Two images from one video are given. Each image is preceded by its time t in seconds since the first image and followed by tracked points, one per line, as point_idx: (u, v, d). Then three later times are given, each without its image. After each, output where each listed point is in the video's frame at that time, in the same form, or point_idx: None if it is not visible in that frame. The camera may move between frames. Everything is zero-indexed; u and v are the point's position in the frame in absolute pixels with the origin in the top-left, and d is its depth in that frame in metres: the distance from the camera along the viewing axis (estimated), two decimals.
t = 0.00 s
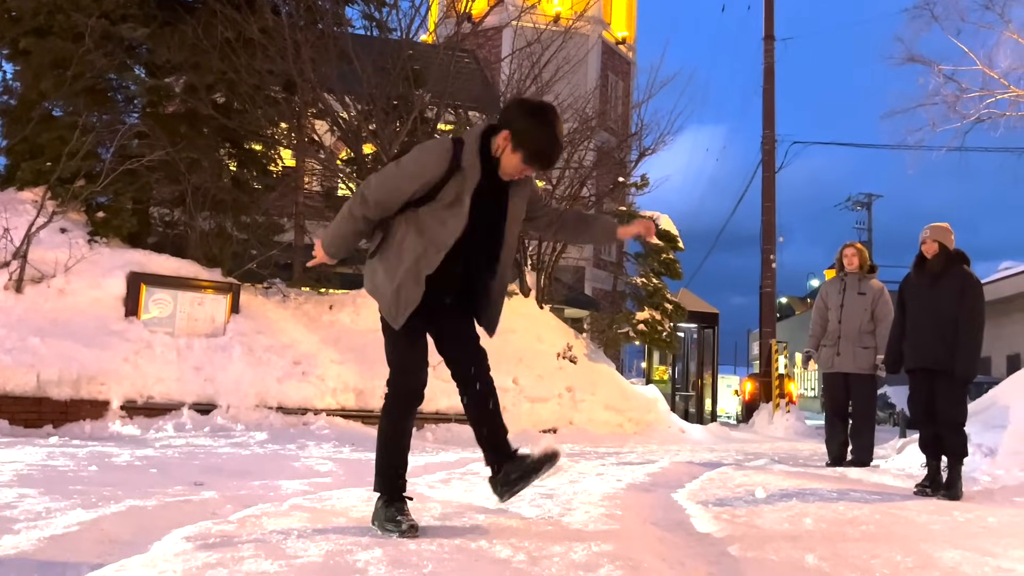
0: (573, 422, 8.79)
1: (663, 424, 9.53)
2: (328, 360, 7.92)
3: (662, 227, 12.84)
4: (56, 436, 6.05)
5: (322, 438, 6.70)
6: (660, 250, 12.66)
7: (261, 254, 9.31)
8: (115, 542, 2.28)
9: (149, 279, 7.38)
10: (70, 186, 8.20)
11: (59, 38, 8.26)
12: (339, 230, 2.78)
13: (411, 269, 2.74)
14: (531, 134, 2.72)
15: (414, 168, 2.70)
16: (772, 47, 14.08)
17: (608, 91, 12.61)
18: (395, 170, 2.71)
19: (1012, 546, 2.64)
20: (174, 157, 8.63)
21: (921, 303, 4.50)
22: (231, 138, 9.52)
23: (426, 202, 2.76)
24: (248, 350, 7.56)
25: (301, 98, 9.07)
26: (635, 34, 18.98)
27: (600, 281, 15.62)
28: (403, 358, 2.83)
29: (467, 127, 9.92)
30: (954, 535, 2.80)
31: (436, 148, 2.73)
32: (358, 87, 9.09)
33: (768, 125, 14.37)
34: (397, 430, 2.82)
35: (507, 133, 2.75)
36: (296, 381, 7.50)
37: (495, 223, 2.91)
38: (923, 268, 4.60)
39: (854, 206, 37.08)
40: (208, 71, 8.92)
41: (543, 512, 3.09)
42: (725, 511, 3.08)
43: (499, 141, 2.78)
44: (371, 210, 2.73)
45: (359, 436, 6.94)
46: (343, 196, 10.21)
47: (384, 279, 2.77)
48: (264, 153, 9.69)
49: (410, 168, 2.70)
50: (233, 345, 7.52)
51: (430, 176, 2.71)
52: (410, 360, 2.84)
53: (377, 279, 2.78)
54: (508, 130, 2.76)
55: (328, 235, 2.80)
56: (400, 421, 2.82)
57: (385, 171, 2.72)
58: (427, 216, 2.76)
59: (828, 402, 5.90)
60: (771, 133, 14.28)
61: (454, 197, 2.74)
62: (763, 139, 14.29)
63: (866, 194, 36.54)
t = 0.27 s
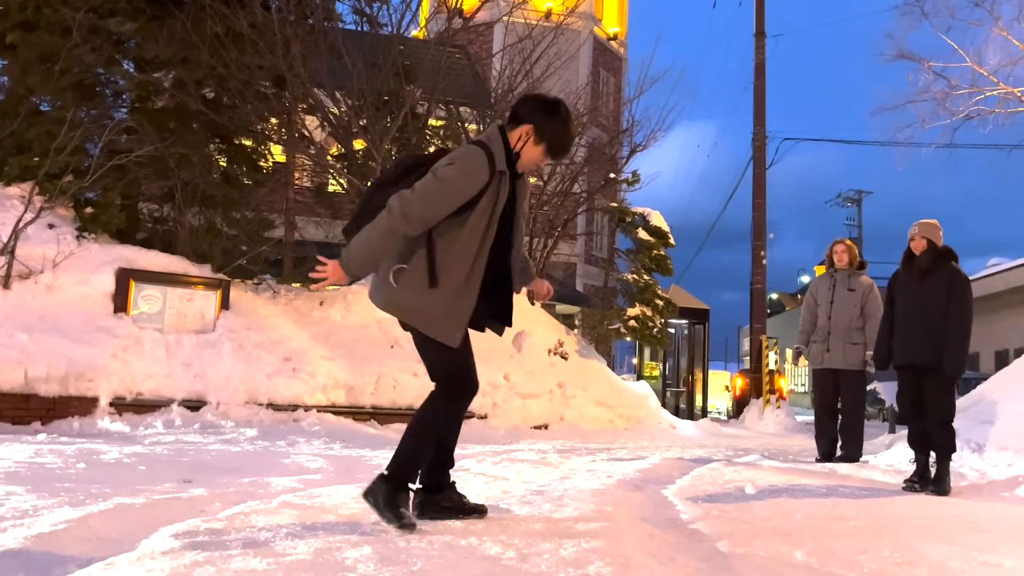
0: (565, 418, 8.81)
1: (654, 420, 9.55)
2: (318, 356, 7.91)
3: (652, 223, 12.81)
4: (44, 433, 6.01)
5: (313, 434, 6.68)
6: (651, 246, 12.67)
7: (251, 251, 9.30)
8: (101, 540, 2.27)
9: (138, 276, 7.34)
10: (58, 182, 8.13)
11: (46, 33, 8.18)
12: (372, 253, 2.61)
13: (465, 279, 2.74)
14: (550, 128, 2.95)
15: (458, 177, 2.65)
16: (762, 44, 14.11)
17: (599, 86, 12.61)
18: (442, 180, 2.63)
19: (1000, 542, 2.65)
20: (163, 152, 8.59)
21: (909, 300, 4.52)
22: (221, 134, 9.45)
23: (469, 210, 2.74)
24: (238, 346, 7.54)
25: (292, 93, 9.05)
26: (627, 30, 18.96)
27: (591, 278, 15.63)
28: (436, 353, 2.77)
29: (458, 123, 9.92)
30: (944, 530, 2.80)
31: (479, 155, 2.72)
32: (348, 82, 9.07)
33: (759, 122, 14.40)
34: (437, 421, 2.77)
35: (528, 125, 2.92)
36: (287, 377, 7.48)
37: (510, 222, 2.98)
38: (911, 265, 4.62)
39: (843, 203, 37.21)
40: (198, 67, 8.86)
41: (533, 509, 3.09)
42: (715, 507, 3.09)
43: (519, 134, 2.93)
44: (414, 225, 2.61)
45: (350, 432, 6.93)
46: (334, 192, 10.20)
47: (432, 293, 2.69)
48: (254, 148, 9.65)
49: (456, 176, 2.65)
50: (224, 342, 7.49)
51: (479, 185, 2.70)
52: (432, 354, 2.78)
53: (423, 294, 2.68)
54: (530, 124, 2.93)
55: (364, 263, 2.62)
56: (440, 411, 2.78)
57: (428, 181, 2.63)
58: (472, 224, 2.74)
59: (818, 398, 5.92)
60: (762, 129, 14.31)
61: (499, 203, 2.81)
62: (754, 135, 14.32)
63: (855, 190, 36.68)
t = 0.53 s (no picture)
0: (552, 414, 8.82)
1: (642, 416, 9.58)
2: (305, 352, 7.88)
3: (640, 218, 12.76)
4: (27, 430, 5.96)
5: (300, 431, 6.67)
6: (639, 242, 12.68)
7: (238, 246, 9.28)
8: (80, 537, 2.25)
9: (123, 271, 7.29)
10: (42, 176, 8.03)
11: (29, 26, 8.07)
12: (398, 242, 2.61)
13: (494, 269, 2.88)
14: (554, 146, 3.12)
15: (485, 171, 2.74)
16: (750, 40, 14.14)
17: (587, 82, 12.61)
18: (474, 175, 2.71)
19: (980, 535, 2.67)
20: (148, 148, 8.55)
21: (893, 295, 4.54)
22: (207, 129, 9.38)
23: (492, 205, 2.83)
24: (225, 342, 7.50)
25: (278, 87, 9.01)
26: (615, 26, 18.95)
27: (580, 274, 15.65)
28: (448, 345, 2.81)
29: (445, 118, 9.92)
30: (924, 524, 2.82)
31: (500, 153, 2.80)
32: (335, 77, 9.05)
33: (747, 118, 14.44)
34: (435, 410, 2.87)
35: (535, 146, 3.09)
36: (273, 373, 7.46)
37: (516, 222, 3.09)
38: (895, 260, 4.64)
39: (831, 199, 37.37)
40: (184, 61, 8.73)
41: (517, 505, 3.08)
42: (699, 502, 3.10)
43: (530, 148, 3.09)
44: (443, 215, 2.66)
45: (336, 429, 6.92)
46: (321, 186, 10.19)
47: (466, 287, 2.80)
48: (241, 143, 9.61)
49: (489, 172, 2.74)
50: (210, 338, 7.46)
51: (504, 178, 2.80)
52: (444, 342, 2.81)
53: (462, 289, 2.78)
54: (541, 142, 3.10)
55: (390, 246, 2.60)
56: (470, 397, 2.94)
57: (454, 175, 2.69)
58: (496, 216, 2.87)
59: (803, 392, 5.94)
60: (750, 126, 14.35)
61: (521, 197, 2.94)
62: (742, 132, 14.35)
63: (842, 187, 36.86)
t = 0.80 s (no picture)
0: (540, 411, 8.83)
1: (629, 413, 9.60)
2: (292, 350, 7.86)
3: (628, 216, 12.82)
4: (10, 429, 5.90)
5: (286, 429, 6.64)
6: (627, 239, 12.68)
7: (224, 244, 9.24)
8: (56, 537, 2.23)
9: (108, 269, 7.23)
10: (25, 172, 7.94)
11: (13, 20, 7.96)
12: (495, 258, 2.65)
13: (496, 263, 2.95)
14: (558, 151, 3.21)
15: (506, 163, 2.78)
16: (738, 38, 14.17)
17: (576, 80, 12.60)
18: (504, 169, 2.76)
19: (960, 532, 2.68)
20: (134, 145, 8.46)
21: (877, 293, 4.56)
22: (194, 125, 9.28)
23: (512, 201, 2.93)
24: (210, 340, 7.47)
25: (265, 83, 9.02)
26: (604, 23, 18.93)
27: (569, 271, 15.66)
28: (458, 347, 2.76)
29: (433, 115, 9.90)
30: (906, 521, 2.83)
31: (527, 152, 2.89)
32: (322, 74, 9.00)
33: (735, 116, 14.47)
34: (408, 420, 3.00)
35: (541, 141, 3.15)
36: (259, 371, 7.44)
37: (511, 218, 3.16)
38: (878, 258, 4.66)
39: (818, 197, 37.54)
40: (169, 57, 8.67)
41: (500, 503, 3.08)
42: (682, 500, 3.10)
43: (536, 146, 3.15)
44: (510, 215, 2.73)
45: (323, 427, 6.89)
46: (308, 183, 10.16)
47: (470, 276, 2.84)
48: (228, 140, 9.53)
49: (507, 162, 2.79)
50: (195, 335, 7.42)
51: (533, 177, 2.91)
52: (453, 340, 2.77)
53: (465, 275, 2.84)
54: (546, 139, 3.16)
55: (505, 267, 2.65)
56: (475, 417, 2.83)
57: (493, 175, 2.76)
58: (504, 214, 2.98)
59: (788, 390, 5.96)
60: (738, 123, 14.38)
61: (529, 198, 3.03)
62: (730, 129, 14.38)
63: (830, 185, 37.04)
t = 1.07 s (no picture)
0: (531, 410, 8.82)
1: (621, 411, 9.61)
2: (282, 348, 7.84)
3: (619, 215, 12.86)
4: None
5: (276, 428, 6.63)
6: (618, 237, 12.66)
7: (214, 243, 9.19)
8: (39, 537, 2.21)
9: (96, 267, 7.18)
10: (13, 170, 7.88)
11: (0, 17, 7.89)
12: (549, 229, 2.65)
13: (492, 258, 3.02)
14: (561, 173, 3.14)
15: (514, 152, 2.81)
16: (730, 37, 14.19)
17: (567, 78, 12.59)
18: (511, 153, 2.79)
19: (947, 530, 2.69)
20: (122, 142, 8.41)
21: (866, 292, 4.56)
22: (183, 123, 9.23)
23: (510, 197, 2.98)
24: (199, 339, 7.43)
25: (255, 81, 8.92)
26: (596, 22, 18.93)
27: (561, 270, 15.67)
28: (443, 337, 2.79)
29: (425, 114, 9.89)
30: (893, 519, 2.83)
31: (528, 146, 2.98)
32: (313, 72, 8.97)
33: (727, 114, 14.49)
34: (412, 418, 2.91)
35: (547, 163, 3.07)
36: (249, 370, 7.41)
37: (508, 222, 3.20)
38: (867, 257, 4.66)
39: (810, 196, 37.67)
40: (157, 55, 8.64)
41: (487, 502, 3.08)
42: (670, 498, 3.10)
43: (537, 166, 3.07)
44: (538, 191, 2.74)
45: (313, 426, 6.88)
46: (298, 182, 10.13)
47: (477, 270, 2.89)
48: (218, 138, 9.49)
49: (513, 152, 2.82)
50: (185, 334, 7.39)
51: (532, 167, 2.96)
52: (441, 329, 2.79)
53: (472, 267, 2.87)
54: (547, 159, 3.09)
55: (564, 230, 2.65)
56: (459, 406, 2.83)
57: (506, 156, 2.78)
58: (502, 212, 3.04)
59: (778, 387, 5.98)
60: (730, 122, 14.41)
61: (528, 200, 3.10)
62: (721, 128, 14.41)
63: (822, 184, 37.17)
